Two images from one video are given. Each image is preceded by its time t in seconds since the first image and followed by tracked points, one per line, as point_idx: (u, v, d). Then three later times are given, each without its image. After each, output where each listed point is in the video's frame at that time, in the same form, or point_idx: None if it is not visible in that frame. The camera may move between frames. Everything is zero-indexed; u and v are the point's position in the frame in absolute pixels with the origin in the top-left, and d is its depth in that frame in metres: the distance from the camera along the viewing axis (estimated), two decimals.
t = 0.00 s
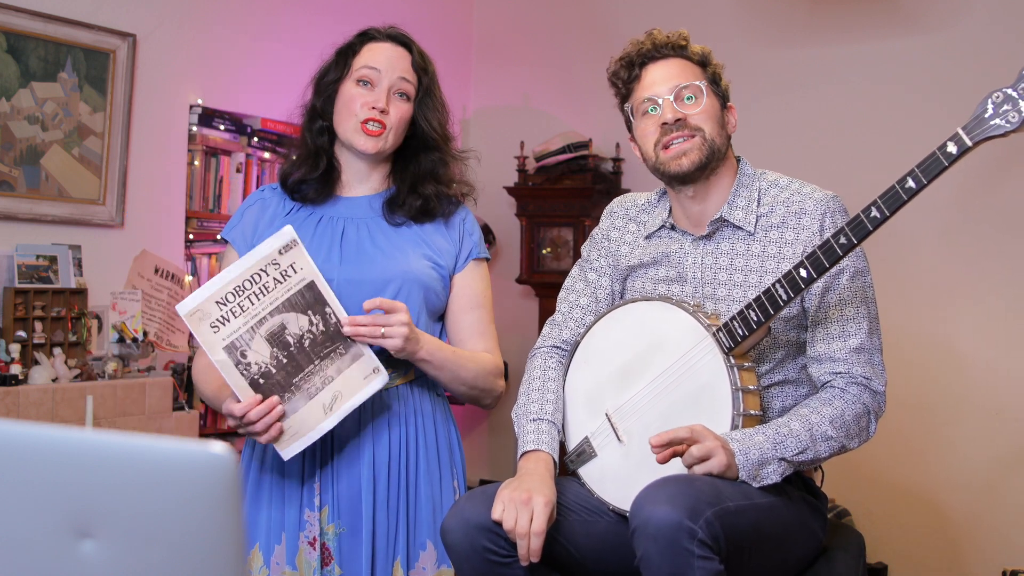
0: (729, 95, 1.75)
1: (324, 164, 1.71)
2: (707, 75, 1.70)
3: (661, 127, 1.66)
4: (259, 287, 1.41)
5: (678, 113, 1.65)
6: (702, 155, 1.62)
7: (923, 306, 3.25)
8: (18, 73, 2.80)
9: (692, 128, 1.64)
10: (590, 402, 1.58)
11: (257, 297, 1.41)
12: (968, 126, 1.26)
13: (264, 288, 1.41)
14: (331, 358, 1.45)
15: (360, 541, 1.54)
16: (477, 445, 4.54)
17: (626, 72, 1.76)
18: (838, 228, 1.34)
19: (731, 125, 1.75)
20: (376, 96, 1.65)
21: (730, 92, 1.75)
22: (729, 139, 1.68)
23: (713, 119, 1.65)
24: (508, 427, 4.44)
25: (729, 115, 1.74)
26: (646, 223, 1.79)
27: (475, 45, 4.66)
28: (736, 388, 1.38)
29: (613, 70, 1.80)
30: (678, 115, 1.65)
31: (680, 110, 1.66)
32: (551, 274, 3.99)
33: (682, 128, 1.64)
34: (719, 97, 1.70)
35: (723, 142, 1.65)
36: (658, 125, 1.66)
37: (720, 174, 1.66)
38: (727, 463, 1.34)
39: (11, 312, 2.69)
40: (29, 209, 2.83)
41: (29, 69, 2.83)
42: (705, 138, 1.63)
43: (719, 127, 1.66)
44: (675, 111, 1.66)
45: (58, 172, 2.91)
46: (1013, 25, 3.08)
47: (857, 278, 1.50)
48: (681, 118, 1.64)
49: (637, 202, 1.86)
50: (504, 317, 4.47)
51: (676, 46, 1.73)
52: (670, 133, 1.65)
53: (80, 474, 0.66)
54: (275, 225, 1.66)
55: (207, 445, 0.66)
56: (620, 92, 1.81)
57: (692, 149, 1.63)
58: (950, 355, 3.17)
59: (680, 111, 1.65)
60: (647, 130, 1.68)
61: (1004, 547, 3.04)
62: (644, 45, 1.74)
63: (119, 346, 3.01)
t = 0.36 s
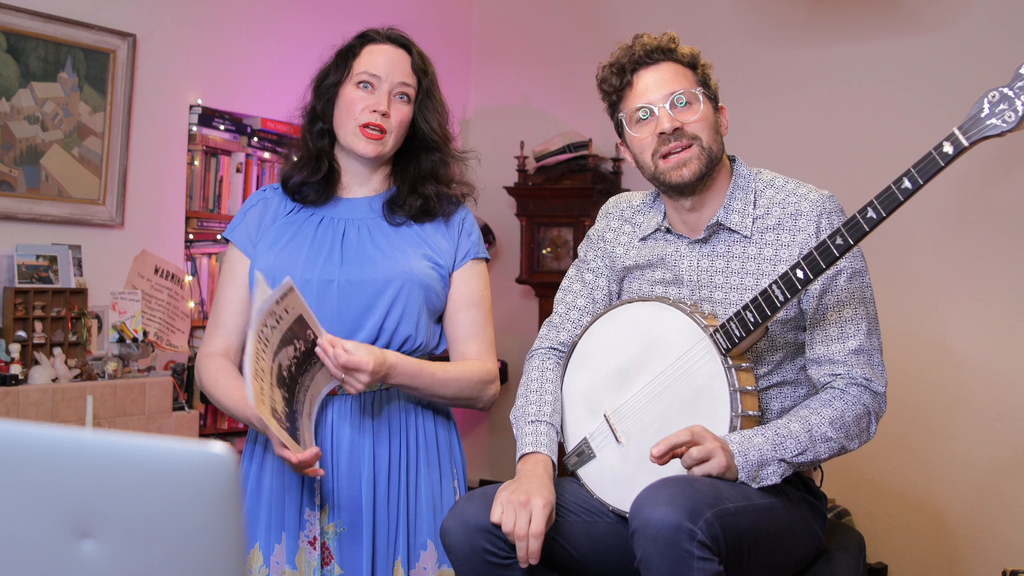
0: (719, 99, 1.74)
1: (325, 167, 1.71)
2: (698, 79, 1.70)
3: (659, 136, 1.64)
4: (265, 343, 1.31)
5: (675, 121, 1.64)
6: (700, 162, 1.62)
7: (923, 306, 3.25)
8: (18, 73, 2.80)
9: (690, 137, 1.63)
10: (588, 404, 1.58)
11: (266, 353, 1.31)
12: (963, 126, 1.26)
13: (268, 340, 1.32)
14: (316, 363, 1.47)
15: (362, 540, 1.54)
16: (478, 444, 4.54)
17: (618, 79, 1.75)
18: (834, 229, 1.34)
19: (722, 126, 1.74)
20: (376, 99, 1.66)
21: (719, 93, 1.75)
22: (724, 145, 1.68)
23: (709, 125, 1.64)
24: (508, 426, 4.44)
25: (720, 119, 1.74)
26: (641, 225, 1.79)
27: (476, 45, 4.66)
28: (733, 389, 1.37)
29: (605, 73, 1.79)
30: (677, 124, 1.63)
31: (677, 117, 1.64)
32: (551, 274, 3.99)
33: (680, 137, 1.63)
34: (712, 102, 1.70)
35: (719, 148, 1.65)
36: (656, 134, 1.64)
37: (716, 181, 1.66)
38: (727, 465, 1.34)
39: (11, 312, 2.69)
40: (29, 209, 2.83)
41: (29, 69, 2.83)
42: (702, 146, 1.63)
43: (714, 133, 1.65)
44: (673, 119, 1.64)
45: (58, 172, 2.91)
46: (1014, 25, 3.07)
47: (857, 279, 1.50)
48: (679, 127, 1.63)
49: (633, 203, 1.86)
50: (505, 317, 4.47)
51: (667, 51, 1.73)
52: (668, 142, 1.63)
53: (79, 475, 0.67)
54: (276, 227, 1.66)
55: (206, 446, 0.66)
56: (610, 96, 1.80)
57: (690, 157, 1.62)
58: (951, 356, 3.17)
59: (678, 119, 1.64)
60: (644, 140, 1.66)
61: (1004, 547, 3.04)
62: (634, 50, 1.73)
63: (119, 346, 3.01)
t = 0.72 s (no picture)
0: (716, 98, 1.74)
1: (321, 172, 1.71)
2: (695, 80, 1.70)
3: (656, 136, 1.65)
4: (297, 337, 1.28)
5: (672, 121, 1.64)
6: (697, 163, 1.62)
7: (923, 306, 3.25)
8: (18, 73, 2.81)
9: (687, 137, 1.63)
10: (588, 403, 1.58)
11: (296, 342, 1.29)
12: (964, 125, 1.26)
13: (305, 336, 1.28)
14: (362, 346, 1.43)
15: (361, 539, 1.54)
16: (478, 444, 4.55)
17: (615, 81, 1.74)
18: (834, 229, 1.34)
19: (721, 127, 1.74)
20: (365, 107, 1.64)
21: (718, 94, 1.74)
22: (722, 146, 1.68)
23: (706, 126, 1.64)
24: (508, 426, 4.44)
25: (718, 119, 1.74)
26: (641, 225, 1.79)
27: (476, 45, 4.66)
28: (733, 389, 1.37)
29: (603, 74, 1.79)
30: (673, 124, 1.64)
31: (673, 118, 1.65)
32: (551, 274, 3.99)
33: (677, 138, 1.63)
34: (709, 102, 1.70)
35: (717, 148, 1.65)
36: (654, 134, 1.65)
37: (715, 181, 1.66)
38: (726, 464, 1.34)
39: (11, 312, 2.69)
40: (29, 209, 2.83)
41: (29, 69, 2.83)
42: (699, 146, 1.63)
43: (712, 134, 1.65)
44: (669, 120, 1.65)
45: (58, 172, 2.91)
46: (1014, 24, 3.07)
47: (857, 278, 1.50)
48: (676, 128, 1.64)
49: (633, 203, 1.86)
50: (505, 317, 4.47)
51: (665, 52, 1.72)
52: (665, 142, 1.64)
53: (80, 474, 0.66)
54: (277, 227, 1.66)
55: (206, 446, 0.66)
56: (609, 97, 1.79)
57: (687, 158, 1.63)
58: (951, 355, 3.17)
59: (675, 120, 1.64)
60: (641, 140, 1.67)
61: (1004, 547, 3.04)
62: (630, 53, 1.73)
63: (119, 346, 3.01)
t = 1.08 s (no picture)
0: (716, 98, 1.74)
1: (320, 177, 1.71)
2: (694, 79, 1.70)
3: (654, 134, 1.65)
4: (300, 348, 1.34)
5: (671, 121, 1.64)
6: (696, 164, 1.62)
7: (922, 306, 3.25)
8: (18, 73, 2.81)
9: (685, 136, 1.63)
10: (588, 403, 1.58)
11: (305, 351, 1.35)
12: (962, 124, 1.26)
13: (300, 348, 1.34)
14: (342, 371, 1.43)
15: (361, 537, 1.54)
16: (478, 443, 4.55)
17: (615, 80, 1.74)
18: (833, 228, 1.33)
19: (720, 127, 1.74)
20: (364, 116, 1.64)
21: (717, 94, 1.74)
22: (721, 147, 1.68)
23: (706, 127, 1.64)
24: (508, 426, 4.44)
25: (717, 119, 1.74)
26: (640, 225, 1.79)
27: (476, 45, 4.66)
28: (733, 388, 1.37)
29: (602, 74, 1.78)
30: (673, 123, 1.64)
31: (673, 117, 1.65)
32: (551, 274, 3.99)
33: (676, 136, 1.63)
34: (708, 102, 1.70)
35: (717, 149, 1.65)
36: (652, 133, 1.65)
37: (714, 182, 1.66)
38: (725, 464, 1.34)
39: (11, 312, 2.69)
40: (29, 209, 2.83)
41: (29, 69, 2.84)
42: (698, 147, 1.63)
43: (712, 135, 1.65)
44: (669, 119, 1.65)
45: (58, 172, 2.91)
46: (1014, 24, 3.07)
47: (857, 278, 1.50)
48: (675, 127, 1.64)
49: (633, 203, 1.86)
50: (504, 317, 4.47)
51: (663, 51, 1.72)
52: (664, 141, 1.64)
53: (80, 475, 0.67)
54: (276, 227, 1.67)
55: (206, 446, 0.66)
56: (608, 97, 1.79)
57: (686, 157, 1.63)
58: (952, 356, 3.17)
59: (674, 119, 1.64)
60: (639, 138, 1.67)
61: (1004, 547, 3.03)
62: (630, 52, 1.72)
63: (119, 346, 3.01)
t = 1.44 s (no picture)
0: (715, 99, 1.74)
1: (320, 178, 1.71)
2: (694, 80, 1.70)
3: (654, 135, 1.65)
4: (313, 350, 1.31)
5: (670, 122, 1.64)
6: (696, 164, 1.62)
7: (922, 306, 3.25)
8: (18, 73, 2.81)
9: (684, 137, 1.63)
10: (588, 403, 1.59)
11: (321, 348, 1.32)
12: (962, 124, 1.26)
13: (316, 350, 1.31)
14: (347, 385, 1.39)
15: (361, 537, 1.54)
16: (478, 443, 4.55)
17: (615, 80, 1.74)
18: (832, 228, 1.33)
19: (720, 127, 1.74)
20: (363, 119, 1.64)
21: (717, 95, 1.75)
22: (721, 147, 1.68)
23: (705, 127, 1.64)
24: (508, 425, 4.44)
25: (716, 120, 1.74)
26: (639, 225, 1.79)
27: (476, 45, 4.66)
28: (732, 388, 1.37)
29: (602, 74, 1.78)
30: (672, 124, 1.64)
31: (673, 118, 1.65)
32: (551, 274, 3.99)
33: (675, 137, 1.63)
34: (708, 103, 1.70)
35: (716, 150, 1.65)
36: (652, 134, 1.65)
37: (713, 183, 1.66)
38: (725, 464, 1.34)
39: (11, 312, 2.69)
40: (28, 209, 2.84)
41: (29, 69, 2.84)
42: (697, 147, 1.63)
43: (711, 135, 1.65)
44: (668, 120, 1.65)
45: (58, 172, 2.91)
46: (1013, 24, 3.07)
47: (857, 278, 1.50)
48: (674, 128, 1.64)
49: (633, 203, 1.86)
50: (504, 317, 4.47)
51: (662, 52, 1.72)
52: (663, 141, 1.64)
53: (80, 475, 0.67)
54: (276, 228, 1.67)
55: (206, 446, 0.66)
56: (608, 98, 1.79)
57: (686, 158, 1.62)
58: (951, 356, 3.17)
59: (673, 120, 1.64)
60: (638, 139, 1.67)
61: (1004, 547, 3.03)
62: (629, 52, 1.73)
63: (119, 346, 3.01)
